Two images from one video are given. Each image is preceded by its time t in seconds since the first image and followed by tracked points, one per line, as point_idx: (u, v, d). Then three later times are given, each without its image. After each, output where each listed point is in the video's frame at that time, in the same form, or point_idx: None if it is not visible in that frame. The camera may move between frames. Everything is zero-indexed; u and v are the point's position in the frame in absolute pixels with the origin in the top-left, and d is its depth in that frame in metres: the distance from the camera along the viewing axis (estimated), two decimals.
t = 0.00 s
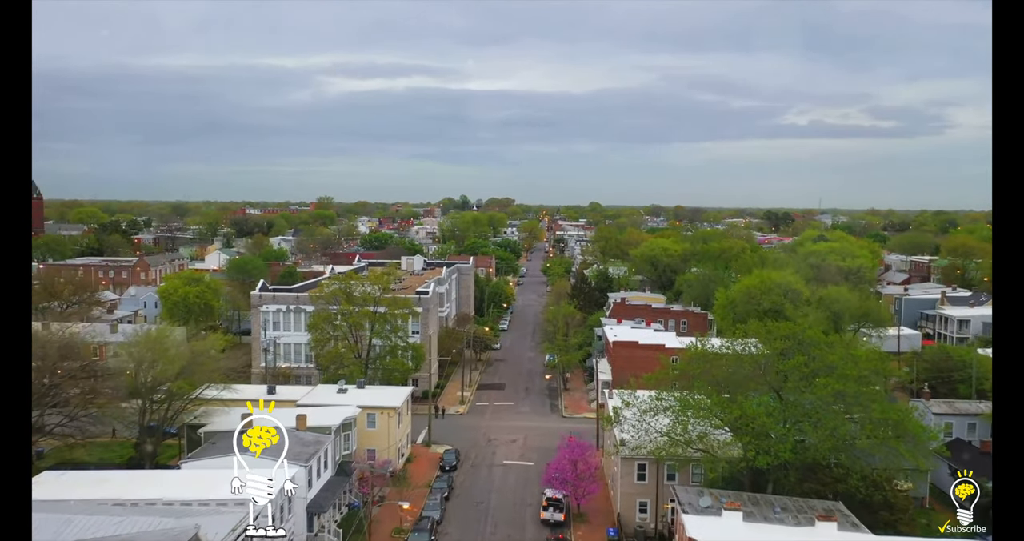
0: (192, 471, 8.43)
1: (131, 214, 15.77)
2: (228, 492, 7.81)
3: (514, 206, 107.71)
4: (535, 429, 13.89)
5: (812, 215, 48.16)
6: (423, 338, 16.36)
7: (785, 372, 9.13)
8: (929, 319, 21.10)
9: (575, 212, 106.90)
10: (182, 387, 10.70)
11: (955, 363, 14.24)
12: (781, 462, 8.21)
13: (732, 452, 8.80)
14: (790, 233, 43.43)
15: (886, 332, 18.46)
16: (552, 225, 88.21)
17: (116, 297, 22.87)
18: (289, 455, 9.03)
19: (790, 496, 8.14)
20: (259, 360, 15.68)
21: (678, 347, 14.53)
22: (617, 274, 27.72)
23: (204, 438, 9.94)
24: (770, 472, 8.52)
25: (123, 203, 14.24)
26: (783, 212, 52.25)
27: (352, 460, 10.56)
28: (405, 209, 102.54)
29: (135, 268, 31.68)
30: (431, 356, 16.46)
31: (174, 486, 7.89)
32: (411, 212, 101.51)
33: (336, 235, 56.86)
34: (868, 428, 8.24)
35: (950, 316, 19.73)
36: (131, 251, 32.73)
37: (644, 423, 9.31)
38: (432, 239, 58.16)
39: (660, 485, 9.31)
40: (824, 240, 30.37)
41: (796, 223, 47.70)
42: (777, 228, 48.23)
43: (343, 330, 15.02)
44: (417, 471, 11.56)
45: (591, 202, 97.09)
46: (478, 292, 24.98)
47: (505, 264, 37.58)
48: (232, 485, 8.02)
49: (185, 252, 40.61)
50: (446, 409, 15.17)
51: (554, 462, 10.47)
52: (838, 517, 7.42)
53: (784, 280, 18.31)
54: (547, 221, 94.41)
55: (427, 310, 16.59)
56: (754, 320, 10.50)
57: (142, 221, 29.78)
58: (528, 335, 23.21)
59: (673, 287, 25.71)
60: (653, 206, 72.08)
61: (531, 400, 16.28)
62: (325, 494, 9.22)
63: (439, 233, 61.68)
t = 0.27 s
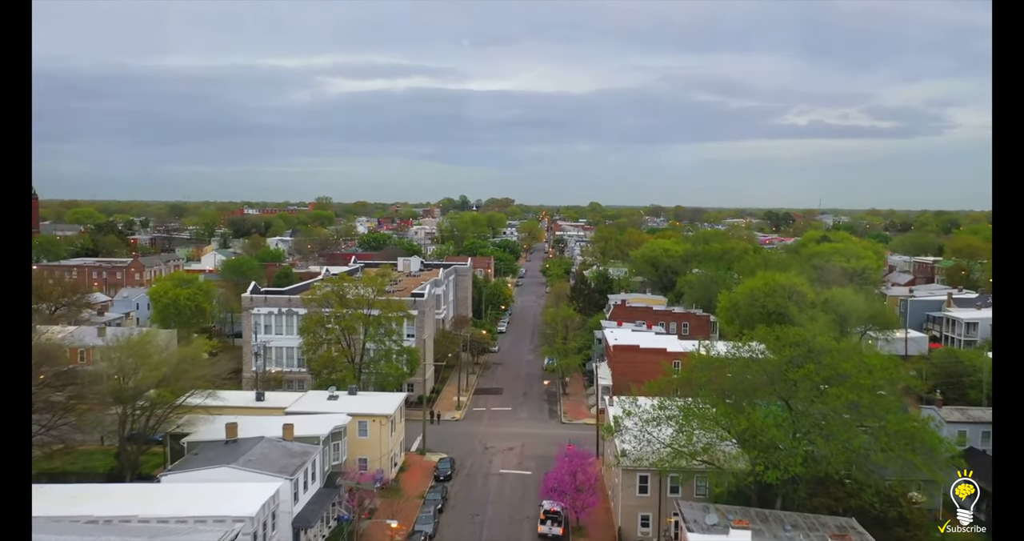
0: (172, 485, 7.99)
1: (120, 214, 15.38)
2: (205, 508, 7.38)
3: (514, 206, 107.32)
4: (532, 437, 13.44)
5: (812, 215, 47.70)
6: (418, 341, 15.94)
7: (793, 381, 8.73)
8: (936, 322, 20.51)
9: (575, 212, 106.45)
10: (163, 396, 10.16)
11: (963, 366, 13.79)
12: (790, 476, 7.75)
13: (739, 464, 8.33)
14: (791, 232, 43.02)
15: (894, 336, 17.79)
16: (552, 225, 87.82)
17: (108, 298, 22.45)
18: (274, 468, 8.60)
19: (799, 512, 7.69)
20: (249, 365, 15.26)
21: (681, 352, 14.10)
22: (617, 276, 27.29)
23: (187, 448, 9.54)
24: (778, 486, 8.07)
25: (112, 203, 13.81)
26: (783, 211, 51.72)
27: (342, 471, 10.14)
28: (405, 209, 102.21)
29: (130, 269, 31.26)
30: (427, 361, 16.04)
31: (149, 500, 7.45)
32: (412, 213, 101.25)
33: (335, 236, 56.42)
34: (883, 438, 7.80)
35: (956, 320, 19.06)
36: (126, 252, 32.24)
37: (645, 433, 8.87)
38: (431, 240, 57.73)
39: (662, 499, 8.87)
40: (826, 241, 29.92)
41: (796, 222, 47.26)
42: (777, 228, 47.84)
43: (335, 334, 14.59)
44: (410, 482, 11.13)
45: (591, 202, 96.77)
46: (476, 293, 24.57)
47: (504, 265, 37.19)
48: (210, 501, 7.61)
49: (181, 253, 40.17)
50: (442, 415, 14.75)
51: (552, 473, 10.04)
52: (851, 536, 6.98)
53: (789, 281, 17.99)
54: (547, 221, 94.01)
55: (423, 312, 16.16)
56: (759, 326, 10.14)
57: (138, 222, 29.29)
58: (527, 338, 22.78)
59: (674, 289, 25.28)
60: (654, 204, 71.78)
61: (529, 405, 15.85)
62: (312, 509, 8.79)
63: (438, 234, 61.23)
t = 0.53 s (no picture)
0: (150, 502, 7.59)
1: (109, 215, 14.98)
2: (184, 528, 6.97)
3: (514, 207, 106.96)
4: (531, 445, 13.02)
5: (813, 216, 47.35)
6: (413, 346, 15.53)
7: (803, 392, 8.34)
8: (943, 325, 19.92)
9: (574, 212, 106.08)
10: (144, 405, 9.74)
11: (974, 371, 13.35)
12: (802, 494, 7.31)
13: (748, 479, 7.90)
14: (792, 233, 42.66)
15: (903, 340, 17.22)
16: (551, 226, 87.46)
17: (99, 300, 22.01)
18: (258, 483, 8.18)
19: (811, 532, 7.25)
20: (240, 371, 14.86)
21: (684, 357, 13.70)
22: (617, 277, 26.90)
23: (169, 461, 9.15)
24: (789, 504, 7.64)
25: (97, 205, 13.38)
26: (783, 211, 51.32)
27: (332, 483, 9.74)
28: (404, 209, 101.83)
29: (125, 270, 30.80)
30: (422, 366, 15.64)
31: (124, 517, 7.03)
32: (411, 213, 100.85)
33: (333, 236, 56.00)
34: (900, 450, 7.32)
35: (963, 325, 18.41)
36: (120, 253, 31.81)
37: (649, 445, 8.43)
38: (430, 240, 57.34)
39: (667, 516, 8.45)
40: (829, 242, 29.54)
41: (797, 222, 46.91)
42: (778, 228, 47.50)
43: (327, 340, 14.18)
44: (403, 494, 10.72)
45: (591, 202, 96.43)
46: (474, 295, 24.08)
47: (503, 267, 36.78)
48: (189, 520, 7.20)
49: (178, 254, 39.75)
50: (438, 423, 14.35)
51: (551, 485, 9.63)
52: None
53: (793, 283, 17.64)
54: (546, 222, 93.66)
55: (418, 316, 15.74)
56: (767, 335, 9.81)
57: (133, 223, 28.84)
58: (526, 341, 22.38)
59: (676, 291, 24.88)
60: (654, 204, 71.45)
61: (527, 412, 15.44)
62: (298, 526, 8.37)
63: (437, 234, 60.86)
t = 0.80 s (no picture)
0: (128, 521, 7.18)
1: (96, 217, 14.55)
2: None
3: (513, 207, 106.56)
4: (529, 455, 12.59)
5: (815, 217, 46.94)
6: (408, 352, 15.11)
7: (818, 408, 7.92)
8: (951, 329, 19.32)
9: (574, 213, 105.70)
10: (123, 417, 9.17)
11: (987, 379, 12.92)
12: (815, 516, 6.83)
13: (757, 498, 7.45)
14: (794, 234, 42.25)
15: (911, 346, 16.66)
16: (551, 226, 87.06)
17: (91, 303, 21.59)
18: (242, 500, 7.77)
19: None
20: (230, 377, 14.43)
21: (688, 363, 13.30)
22: (618, 279, 26.49)
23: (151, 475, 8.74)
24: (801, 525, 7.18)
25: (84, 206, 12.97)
26: (784, 212, 50.90)
27: (321, 498, 9.33)
28: (403, 209, 101.46)
29: (119, 271, 30.35)
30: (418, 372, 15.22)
31: (92, 529, 6.57)
32: (411, 213, 100.47)
33: (331, 237, 55.57)
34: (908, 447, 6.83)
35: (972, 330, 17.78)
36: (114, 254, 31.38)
37: (652, 460, 7.99)
38: (428, 241, 56.93)
39: (671, 533, 8.05)
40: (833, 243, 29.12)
41: (798, 223, 46.50)
42: (779, 229, 47.12)
43: (320, 345, 13.76)
44: (396, 508, 10.31)
45: (591, 202, 96.06)
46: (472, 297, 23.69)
47: (502, 268, 36.39)
48: None
49: (173, 254, 39.30)
50: (434, 431, 13.94)
51: (550, 500, 9.22)
52: None
53: (799, 287, 17.27)
54: (546, 222, 93.28)
55: (414, 321, 15.32)
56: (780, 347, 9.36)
57: (126, 223, 28.45)
58: (525, 345, 21.98)
59: (678, 294, 24.46)
60: (654, 205, 71.04)
61: (525, 419, 15.03)
62: None
63: (436, 235, 60.46)
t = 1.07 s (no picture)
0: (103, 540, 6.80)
1: (84, 218, 14.15)
2: None
3: (513, 207, 106.21)
4: (528, 465, 12.20)
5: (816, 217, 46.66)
6: (404, 357, 14.74)
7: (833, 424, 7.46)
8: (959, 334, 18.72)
9: (574, 213, 105.41)
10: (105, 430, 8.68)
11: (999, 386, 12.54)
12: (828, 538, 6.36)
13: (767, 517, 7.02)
14: (794, 235, 41.94)
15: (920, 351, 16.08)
16: (550, 226, 86.70)
17: (84, 306, 21.23)
18: (226, 518, 7.40)
19: None
20: (221, 383, 14.06)
21: (691, 369, 12.94)
22: (618, 281, 26.14)
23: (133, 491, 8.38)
24: None
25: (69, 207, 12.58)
26: (785, 212, 50.58)
27: (310, 513, 8.97)
28: (402, 210, 101.09)
29: (114, 273, 29.95)
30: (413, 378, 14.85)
31: None
32: (411, 214, 100.10)
33: (329, 238, 55.20)
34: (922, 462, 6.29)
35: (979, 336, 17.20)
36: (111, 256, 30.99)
37: (656, 476, 7.60)
38: (427, 242, 56.59)
39: None
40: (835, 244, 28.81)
41: (799, 224, 46.21)
42: (779, 230, 46.84)
43: (313, 351, 13.38)
44: (390, 521, 9.95)
45: (591, 202, 95.79)
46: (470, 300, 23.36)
47: (501, 269, 36.03)
48: None
49: (170, 256, 38.89)
50: (431, 438, 13.58)
51: (550, 515, 8.86)
52: None
53: (804, 290, 16.93)
54: (546, 223, 92.98)
55: (410, 325, 14.95)
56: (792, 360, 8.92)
57: (121, 225, 28.04)
58: (524, 348, 21.63)
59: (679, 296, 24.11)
60: (654, 205, 70.74)
61: (524, 425, 14.67)
62: None
63: (435, 236, 60.10)
